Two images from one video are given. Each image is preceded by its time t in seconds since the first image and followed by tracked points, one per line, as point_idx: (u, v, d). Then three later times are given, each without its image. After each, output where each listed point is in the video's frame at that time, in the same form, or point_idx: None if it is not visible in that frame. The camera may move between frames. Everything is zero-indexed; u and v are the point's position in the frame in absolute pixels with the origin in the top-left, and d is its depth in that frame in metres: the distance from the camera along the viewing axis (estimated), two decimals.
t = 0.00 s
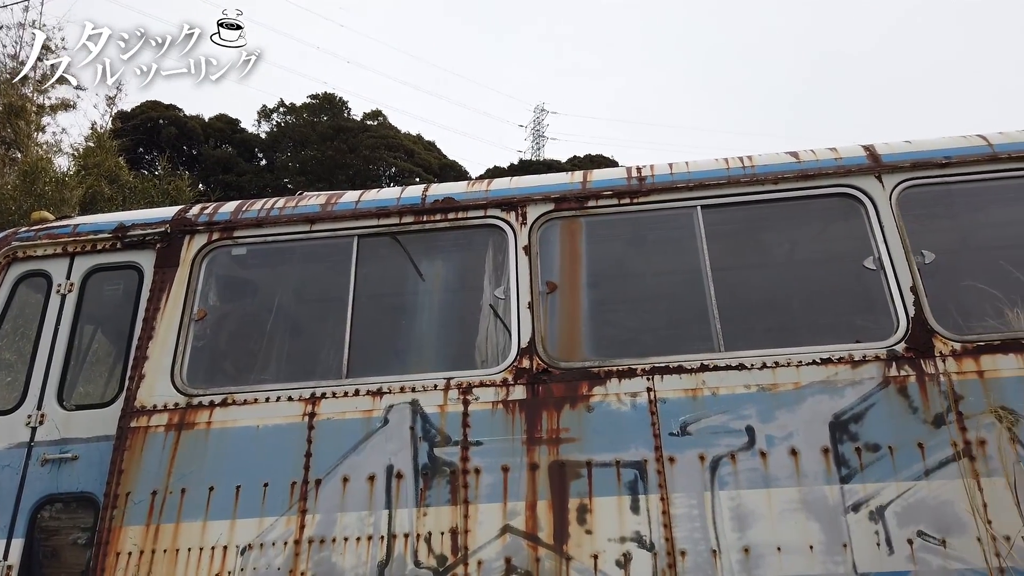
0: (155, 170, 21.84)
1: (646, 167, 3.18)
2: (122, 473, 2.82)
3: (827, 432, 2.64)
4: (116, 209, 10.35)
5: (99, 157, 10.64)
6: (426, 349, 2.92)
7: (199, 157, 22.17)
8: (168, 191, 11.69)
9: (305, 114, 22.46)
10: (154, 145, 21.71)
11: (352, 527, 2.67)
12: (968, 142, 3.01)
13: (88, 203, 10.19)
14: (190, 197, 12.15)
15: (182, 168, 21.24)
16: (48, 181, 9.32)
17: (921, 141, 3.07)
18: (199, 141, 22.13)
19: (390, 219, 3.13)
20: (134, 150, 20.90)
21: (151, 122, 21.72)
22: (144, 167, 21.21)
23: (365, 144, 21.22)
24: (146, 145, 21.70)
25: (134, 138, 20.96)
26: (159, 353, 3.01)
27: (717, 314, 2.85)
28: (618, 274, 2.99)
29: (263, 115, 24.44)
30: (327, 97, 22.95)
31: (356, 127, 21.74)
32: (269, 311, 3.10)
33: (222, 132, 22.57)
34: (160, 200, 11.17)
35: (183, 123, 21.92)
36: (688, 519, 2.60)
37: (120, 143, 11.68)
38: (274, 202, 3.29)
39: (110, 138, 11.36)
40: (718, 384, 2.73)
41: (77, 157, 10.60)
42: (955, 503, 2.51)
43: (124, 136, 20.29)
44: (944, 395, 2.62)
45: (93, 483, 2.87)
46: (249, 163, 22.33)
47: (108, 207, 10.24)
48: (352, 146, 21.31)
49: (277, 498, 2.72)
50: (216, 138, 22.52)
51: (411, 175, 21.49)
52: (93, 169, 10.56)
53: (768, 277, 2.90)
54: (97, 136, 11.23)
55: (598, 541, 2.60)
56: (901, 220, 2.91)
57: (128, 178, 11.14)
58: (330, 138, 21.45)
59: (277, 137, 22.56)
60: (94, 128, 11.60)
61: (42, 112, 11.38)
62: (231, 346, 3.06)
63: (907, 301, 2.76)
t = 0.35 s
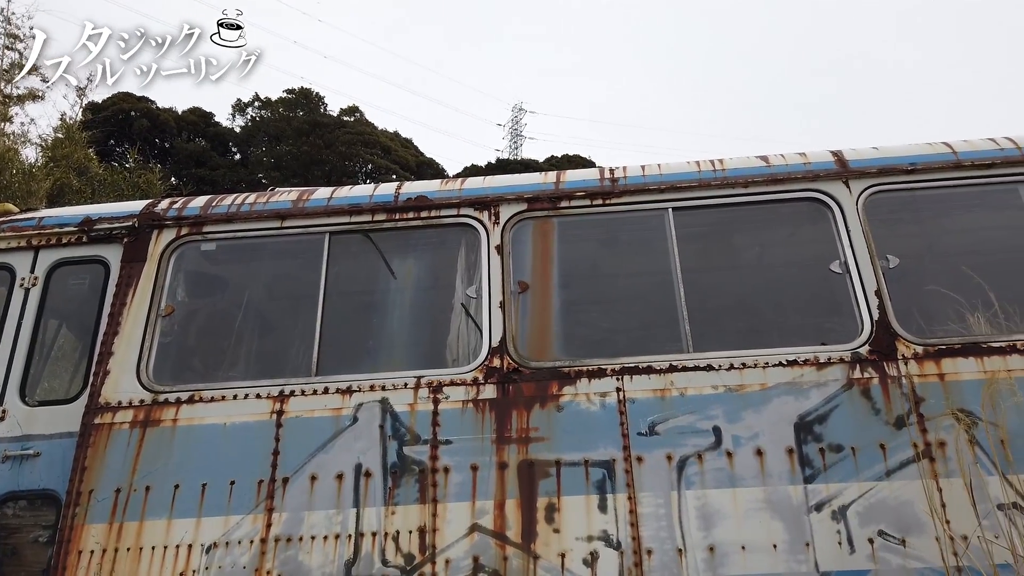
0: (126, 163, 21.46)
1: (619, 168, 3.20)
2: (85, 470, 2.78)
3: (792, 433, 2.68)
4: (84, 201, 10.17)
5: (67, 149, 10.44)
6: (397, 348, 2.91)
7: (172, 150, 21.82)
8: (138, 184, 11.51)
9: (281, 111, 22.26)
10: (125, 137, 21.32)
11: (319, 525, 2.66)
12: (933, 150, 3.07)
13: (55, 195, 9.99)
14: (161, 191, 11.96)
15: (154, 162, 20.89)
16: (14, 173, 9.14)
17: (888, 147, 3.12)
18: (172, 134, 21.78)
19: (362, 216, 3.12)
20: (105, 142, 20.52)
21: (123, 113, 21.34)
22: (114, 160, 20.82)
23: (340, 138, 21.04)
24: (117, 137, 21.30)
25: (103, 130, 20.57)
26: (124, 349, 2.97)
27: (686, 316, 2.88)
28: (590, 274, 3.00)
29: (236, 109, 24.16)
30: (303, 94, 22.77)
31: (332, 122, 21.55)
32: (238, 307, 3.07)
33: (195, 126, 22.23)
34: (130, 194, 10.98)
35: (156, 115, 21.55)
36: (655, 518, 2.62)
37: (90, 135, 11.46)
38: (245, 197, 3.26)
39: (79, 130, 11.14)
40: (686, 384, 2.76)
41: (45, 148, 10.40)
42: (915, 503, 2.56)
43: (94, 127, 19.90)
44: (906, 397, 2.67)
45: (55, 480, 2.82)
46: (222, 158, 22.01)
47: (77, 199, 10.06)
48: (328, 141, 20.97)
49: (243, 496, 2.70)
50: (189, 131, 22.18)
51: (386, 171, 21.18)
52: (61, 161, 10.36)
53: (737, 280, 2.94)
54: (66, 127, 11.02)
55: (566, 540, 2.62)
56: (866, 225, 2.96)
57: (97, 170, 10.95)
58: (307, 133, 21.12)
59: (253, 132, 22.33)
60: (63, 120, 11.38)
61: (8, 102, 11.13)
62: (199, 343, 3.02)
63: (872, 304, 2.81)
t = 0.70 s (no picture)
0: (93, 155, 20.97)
1: (589, 170, 3.22)
2: (43, 468, 2.73)
3: (754, 434, 2.72)
4: (49, 193, 9.95)
5: (31, 140, 10.20)
6: (364, 347, 2.90)
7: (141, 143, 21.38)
8: (105, 177, 11.28)
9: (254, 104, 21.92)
10: (92, 129, 20.85)
11: (282, 524, 2.64)
12: (895, 157, 3.13)
13: (19, 186, 9.75)
14: (128, 184, 11.73)
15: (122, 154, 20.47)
16: None
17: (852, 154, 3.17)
18: (140, 127, 21.34)
19: (331, 213, 3.10)
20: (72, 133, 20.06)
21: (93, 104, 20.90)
22: (81, 152, 20.35)
23: (314, 135, 20.87)
24: (85, 129, 20.84)
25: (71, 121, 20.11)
26: (86, 344, 2.92)
27: (652, 318, 2.91)
28: (559, 275, 3.01)
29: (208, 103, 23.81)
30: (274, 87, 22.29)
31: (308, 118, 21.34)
32: (204, 304, 3.04)
33: (165, 119, 21.85)
34: (97, 186, 10.76)
35: (127, 107, 21.14)
36: (619, 517, 2.65)
37: (55, 125, 11.21)
38: (212, 193, 3.22)
39: (44, 120, 10.90)
40: (651, 385, 2.79)
41: (9, 138, 10.16)
42: (872, 504, 2.61)
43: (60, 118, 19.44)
44: (865, 399, 2.72)
45: (12, 477, 2.76)
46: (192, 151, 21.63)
47: (41, 190, 9.84)
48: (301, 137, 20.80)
49: (205, 494, 2.67)
50: (159, 124, 21.77)
51: (356, 168, 21.31)
52: (26, 152, 10.15)
53: (703, 282, 2.97)
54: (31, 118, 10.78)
55: (530, 539, 2.63)
56: (830, 230, 3.01)
57: (64, 162, 10.73)
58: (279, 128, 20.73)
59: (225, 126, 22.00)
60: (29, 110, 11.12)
61: None
62: (163, 339, 2.98)
63: (833, 308, 2.86)
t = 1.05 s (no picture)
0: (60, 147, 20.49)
1: (560, 171, 3.23)
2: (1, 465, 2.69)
3: (718, 435, 2.75)
4: (13, 185, 9.71)
5: None
6: (332, 346, 2.89)
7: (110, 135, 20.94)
8: (74, 168, 11.07)
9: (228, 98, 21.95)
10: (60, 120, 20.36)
11: (246, 524, 2.62)
12: (859, 164, 3.19)
13: None
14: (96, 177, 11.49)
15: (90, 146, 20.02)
16: None
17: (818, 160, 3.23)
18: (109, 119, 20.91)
19: (301, 211, 3.08)
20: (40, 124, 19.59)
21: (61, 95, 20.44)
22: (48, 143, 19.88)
23: (288, 131, 20.75)
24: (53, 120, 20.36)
25: (39, 111, 19.64)
26: (47, 341, 2.88)
27: (620, 319, 2.94)
28: (529, 276, 3.03)
29: (182, 96, 23.46)
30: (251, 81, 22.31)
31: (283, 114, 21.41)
32: (170, 301, 3.00)
33: (136, 111, 21.45)
34: (62, 179, 10.52)
35: (97, 99, 20.72)
36: (584, 517, 2.67)
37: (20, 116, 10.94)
38: (180, 188, 3.19)
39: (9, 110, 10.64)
40: (618, 386, 2.81)
41: None
42: (832, 504, 2.66)
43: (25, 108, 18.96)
44: (827, 401, 2.77)
45: None
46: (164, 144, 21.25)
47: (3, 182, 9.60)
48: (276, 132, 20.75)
49: (168, 493, 2.65)
50: (129, 116, 21.34)
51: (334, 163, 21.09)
52: None
53: (671, 285, 3.01)
54: None
55: (495, 538, 2.64)
56: (795, 235, 3.06)
57: (30, 154, 10.49)
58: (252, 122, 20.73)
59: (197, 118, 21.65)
60: None
61: None
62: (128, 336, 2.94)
63: (797, 312, 2.91)
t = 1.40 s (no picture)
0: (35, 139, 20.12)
1: (536, 172, 3.25)
2: None
3: (688, 435, 2.79)
4: None
5: None
6: (306, 344, 2.88)
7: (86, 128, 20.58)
8: (47, 162, 10.91)
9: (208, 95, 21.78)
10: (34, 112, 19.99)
11: (216, 522, 2.61)
12: (830, 168, 3.23)
13: None
14: (69, 170, 11.27)
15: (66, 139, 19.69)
16: None
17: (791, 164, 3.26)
18: (85, 113, 20.55)
19: (275, 208, 3.07)
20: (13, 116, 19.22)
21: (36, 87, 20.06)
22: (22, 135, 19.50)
23: (268, 126, 20.57)
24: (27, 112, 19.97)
25: (13, 103, 19.26)
26: (15, 337, 2.84)
27: (594, 320, 2.96)
28: (504, 276, 3.04)
29: (160, 91, 23.18)
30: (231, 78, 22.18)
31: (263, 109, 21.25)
32: (142, 297, 2.98)
33: (112, 106, 21.17)
34: (33, 172, 10.31)
35: (74, 92, 20.39)
36: (555, 516, 2.69)
37: None
38: (153, 184, 3.16)
39: None
40: (590, 386, 2.84)
41: None
42: (799, 504, 2.70)
43: None
44: (796, 402, 2.81)
45: None
46: (141, 138, 20.94)
47: None
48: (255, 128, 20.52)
49: (137, 492, 2.63)
50: (105, 109, 21.02)
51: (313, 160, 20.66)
52: None
53: (644, 286, 3.03)
54: None
55: (466, 537, 2.65)
56: (767, 238, 3.10)
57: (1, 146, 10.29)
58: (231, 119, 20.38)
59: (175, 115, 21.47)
60: None
61: None
62: (98, 333, 2.91)
63: (767, 313, 2.95)
